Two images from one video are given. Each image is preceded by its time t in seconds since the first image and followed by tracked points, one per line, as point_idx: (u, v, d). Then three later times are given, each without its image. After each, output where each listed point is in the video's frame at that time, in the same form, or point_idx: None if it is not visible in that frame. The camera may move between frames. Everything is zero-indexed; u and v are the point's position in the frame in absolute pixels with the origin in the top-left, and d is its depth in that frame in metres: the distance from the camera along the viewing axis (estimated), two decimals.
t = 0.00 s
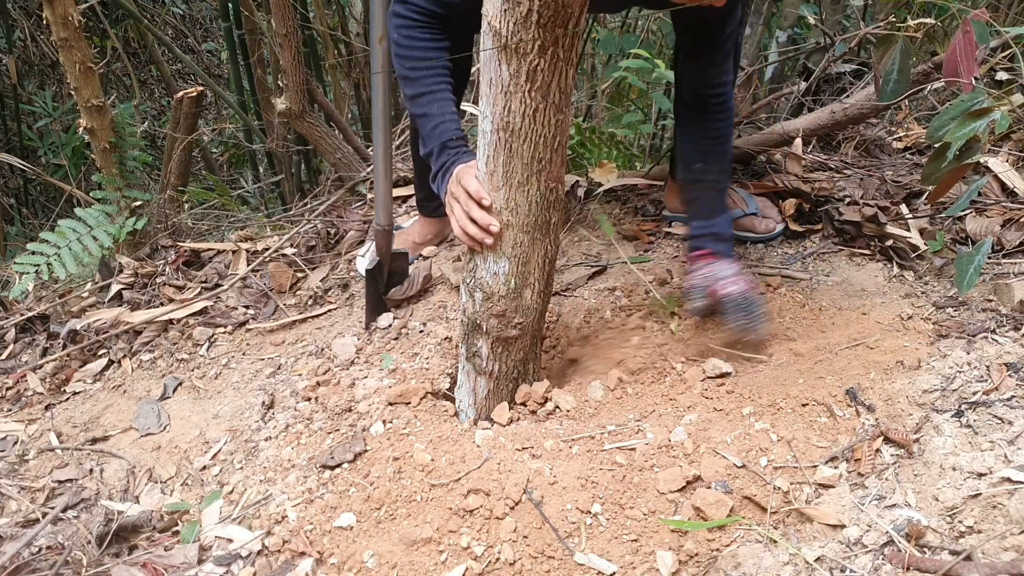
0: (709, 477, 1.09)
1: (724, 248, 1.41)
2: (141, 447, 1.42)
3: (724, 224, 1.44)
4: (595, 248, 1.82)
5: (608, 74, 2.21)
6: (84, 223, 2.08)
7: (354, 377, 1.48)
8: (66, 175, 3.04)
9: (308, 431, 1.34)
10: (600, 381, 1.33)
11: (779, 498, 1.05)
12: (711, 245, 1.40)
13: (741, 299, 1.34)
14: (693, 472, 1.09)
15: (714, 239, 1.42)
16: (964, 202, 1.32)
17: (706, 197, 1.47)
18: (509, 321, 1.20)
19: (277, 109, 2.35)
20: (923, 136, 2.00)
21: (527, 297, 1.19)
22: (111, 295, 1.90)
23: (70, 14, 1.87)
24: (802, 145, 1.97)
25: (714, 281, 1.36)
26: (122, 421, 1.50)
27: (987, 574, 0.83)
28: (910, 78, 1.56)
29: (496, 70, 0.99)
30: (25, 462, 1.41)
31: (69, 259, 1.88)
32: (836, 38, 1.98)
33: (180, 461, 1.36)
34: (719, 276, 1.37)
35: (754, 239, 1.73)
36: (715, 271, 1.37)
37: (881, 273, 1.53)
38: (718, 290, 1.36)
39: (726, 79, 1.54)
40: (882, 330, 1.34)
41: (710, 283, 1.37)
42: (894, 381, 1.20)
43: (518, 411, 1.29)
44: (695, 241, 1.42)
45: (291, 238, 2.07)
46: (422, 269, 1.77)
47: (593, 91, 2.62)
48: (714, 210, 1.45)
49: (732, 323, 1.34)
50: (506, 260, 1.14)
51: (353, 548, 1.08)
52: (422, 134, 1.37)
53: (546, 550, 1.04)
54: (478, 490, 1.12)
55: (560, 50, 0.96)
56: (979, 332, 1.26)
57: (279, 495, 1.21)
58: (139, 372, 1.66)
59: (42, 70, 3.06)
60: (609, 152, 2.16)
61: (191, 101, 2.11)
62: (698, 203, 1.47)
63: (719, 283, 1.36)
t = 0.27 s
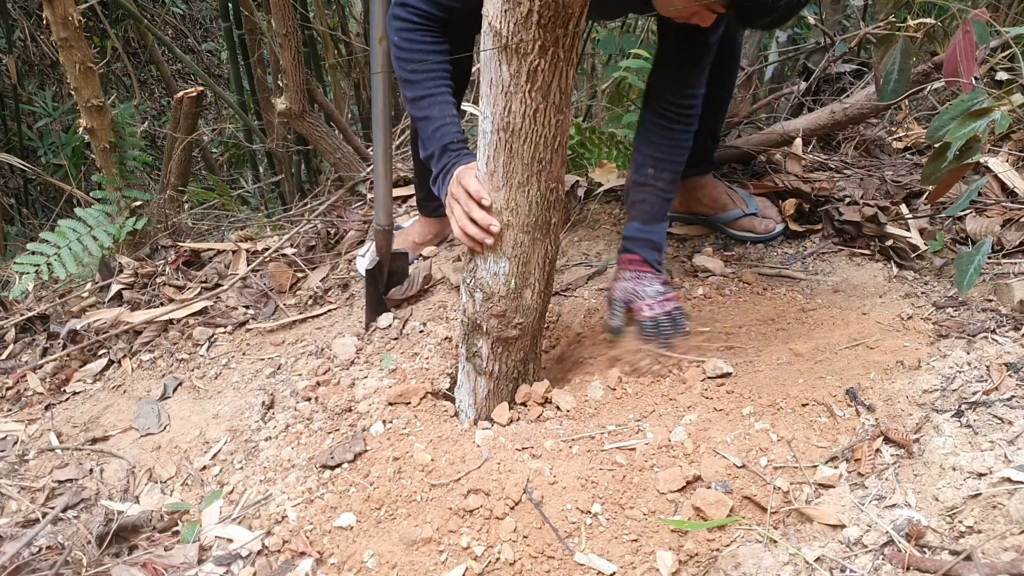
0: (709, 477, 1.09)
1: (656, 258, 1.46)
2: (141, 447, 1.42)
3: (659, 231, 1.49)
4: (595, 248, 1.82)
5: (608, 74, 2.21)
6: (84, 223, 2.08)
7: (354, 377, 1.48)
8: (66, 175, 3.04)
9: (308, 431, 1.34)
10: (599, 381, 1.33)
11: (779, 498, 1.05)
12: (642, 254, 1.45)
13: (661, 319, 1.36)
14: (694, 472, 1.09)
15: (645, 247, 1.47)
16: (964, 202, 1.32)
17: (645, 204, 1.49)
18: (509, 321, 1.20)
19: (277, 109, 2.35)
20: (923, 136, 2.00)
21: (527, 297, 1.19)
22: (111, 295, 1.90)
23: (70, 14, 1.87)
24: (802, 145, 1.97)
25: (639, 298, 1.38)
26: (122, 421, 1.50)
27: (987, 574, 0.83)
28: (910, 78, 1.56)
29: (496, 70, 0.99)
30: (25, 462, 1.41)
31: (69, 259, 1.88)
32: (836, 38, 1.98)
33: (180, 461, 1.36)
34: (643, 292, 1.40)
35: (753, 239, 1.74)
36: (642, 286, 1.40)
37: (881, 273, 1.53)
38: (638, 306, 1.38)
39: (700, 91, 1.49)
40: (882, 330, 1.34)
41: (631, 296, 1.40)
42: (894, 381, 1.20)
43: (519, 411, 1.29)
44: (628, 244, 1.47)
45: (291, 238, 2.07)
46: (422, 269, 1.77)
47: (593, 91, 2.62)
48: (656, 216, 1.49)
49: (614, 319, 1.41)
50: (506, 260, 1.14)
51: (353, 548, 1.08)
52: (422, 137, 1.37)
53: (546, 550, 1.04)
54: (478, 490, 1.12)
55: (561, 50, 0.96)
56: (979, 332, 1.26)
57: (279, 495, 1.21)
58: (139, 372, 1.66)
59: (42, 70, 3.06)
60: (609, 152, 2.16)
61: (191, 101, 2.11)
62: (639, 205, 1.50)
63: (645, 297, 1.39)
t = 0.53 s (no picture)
0: (709, 477, 1.09)
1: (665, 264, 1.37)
2: (142, 447, 1.42)
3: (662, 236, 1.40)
4: (595, 248, 1.82)
5: (608, 74, 2.21)
6: (84, 223, 2.08)
7: (354, 376, 1.48)
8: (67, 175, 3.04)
9: (308, 431, 1.35)
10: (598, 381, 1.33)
11: (779, 498, 1.05)
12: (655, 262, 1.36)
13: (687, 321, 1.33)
14: (694, 472, 1.09)
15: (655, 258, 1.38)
16: (964, 203, 1.32)
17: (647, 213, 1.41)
18: (509, 321, 1.20)
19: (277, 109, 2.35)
20: (923, 136, 2.00)
21: (527, 297, 1.19)
22: (111, 295, 1.90)
23: (70, 14, 1.87)
24: (802, 145, 1.96)
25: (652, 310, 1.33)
26: (122, 421, 1.50)
27: (987, 574, 0.83)
28: (911, 77, 1.56)
29: (496, 70, 0.99)
30: (25, 462, 1.41)
31: (69, 259, 1.88)
32: (836, 38, 1.98)
33: (180, 461, 1.36)
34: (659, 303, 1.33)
35: (753, 239, 1.74)
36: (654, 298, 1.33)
37: (881, 273, 1.53)
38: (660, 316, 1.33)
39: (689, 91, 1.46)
40: (882, 330, 1.34)
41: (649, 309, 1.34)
42: (894, 381, 1.20)
43: (518, 411, 1.29)
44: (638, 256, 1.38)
45: (291, 238, 2.07)
46: (423, 269, 1.77)
47: (593, 91, 2.62)
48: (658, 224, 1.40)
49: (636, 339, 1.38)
50: (506, 260, 1.14)
51: (353, 548, 1.08)
52: (423, 138, 1.37)
53: (546, 550, 1.04)
54: (478, 490, 1.12)
55: (561, 50, 0.96)
56: (979, 332, 1.26)
57: (279, 495, 1.21)
58: (139, 372, 1.66)
59: (42, 70, 3.06)
60: (609, 152, 2.16)
61: (191, 101, 2.11)
62: (642, 214, 1.41)
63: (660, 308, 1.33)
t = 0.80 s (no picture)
0: (709, 477, 1.09)
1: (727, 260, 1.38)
2: (142, 447, 1.42)
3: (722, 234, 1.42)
4: (595, 247, 1.82)
5: (608, 74, 2.21)
6: (84, 223, 2.08)
7: (354, 377, 1.48)
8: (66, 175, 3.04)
9: (308, 431, 1.35)
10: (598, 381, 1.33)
11: (779, 499, 1.05)
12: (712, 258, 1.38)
13: (757, 321, 1.26)
14: (693, 472, 1.09)
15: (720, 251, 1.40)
16: (964, 203, 1.32)
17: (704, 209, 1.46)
18: (509, 321, 1.20)
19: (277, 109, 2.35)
20: (923, 136, 2.00)
21: (527, 297, 1.19)
22: (111, 295, 1.90)
23: (70, 14, 1.87)
24: (802, 145, 1.96)
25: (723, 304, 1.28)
26: (122, 421, 1.50)
27: (988, 574, 0.83)
28: (910, 77, 1.54)
29: (496, 70, 0.99)
30: (25, 462, 1.41)
31: (69, 259, 1.88)
32: (836, 38, 1.98)
33: (180, 461, 1.36)
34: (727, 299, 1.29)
35: (753, 240, 1.73)
36: (722, 293, 1.30)
37: (881, 273, 1.53)
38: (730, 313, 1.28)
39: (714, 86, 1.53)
40: (882, 330, 1.34)
41: (716, 306, 1.30)
42: (894, 381, 1.20)
43: (518, 411, 1.29)
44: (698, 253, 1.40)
45: (291, 238, 2.07)
46: (423, 269, 1.77)
47: (593, 91, 2.62)
48: (711, 220, 1.44)
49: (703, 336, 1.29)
50: (506, 260, 1.14)
51: (353, 548, 1.08)
52: (422, 136, 1.37)
53: (546, 550, 1.04)
54: (478, 490, 1.12)
55: (561, 50, 0.96)
56: (979, 332, 1.26)
57: (279, 495, 1.21)
58: (139, 372, 1.66)
59: (42, 70, 3.06)
60: (609, 152, 2.16)
61: (191, 101, 2.11)
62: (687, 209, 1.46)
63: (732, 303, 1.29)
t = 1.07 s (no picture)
0: (709, 477, 1.09)
1: (620, 277, 1.40)
2: (142, 447, 1.42)
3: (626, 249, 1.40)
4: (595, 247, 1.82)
5: (608, 74, 2.21)
6: (84, 223, 2.08)
7: (354, 377, 1.48)
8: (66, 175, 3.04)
9: (308, 431, 1.35)
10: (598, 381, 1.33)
11: (779, 499, 1.05)
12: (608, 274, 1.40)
13: (623, 337, 1.36)
14: (694, 472, 1.09)
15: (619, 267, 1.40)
16: (964, 203, 1.32)
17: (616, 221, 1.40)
18: (509, 321, 1.20)
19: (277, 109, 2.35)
20: (923, 137, 2.00)
21: (527, 297, 1.19)
22: (111, 295, 1.90)
23: (70, 14, 1.87)
24: (802, 145, 1.96)
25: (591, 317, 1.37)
26: (122, 421, 1.50)
27: (987, 575, 0.83)
28: (910, 77, 1.54)
29: (496, 70, 0.99)
30: (25, 462, 1.41)
31: (69, 259, 1.88)
32: (836, 38, 1.98)
33: (180, 461, 1.36)
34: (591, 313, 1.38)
35: (753, 240, 1.74)
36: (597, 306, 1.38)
37: (881, 273, 1.53)
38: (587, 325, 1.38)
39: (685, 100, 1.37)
40: (883, 329, 1.34)
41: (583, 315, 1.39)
42: (894, 381, 1.20)
43: (519, 411, 1.29)
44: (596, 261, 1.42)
45: (291, 238, 2.07)
46: (423, 269, 1.76)
47: (593, 91, 2.62)
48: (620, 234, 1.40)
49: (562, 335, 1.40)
50: (506, 260, 1.14)
51: (353, 548, 1.08)
52: (422, 136, 1.37)
53: (546, 550, 1.04)
54: (478, 490, 1.12)
55: (560, 50, 0.96)
56: (979, 332, 1.26)
57: (279, 495, 1.21)
58: (139, 372, 1.66)
59: (42, 70, 3.06)
60: (609, 152, 2.16)
61: (191, 101, 2.11)
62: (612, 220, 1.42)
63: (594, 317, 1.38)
